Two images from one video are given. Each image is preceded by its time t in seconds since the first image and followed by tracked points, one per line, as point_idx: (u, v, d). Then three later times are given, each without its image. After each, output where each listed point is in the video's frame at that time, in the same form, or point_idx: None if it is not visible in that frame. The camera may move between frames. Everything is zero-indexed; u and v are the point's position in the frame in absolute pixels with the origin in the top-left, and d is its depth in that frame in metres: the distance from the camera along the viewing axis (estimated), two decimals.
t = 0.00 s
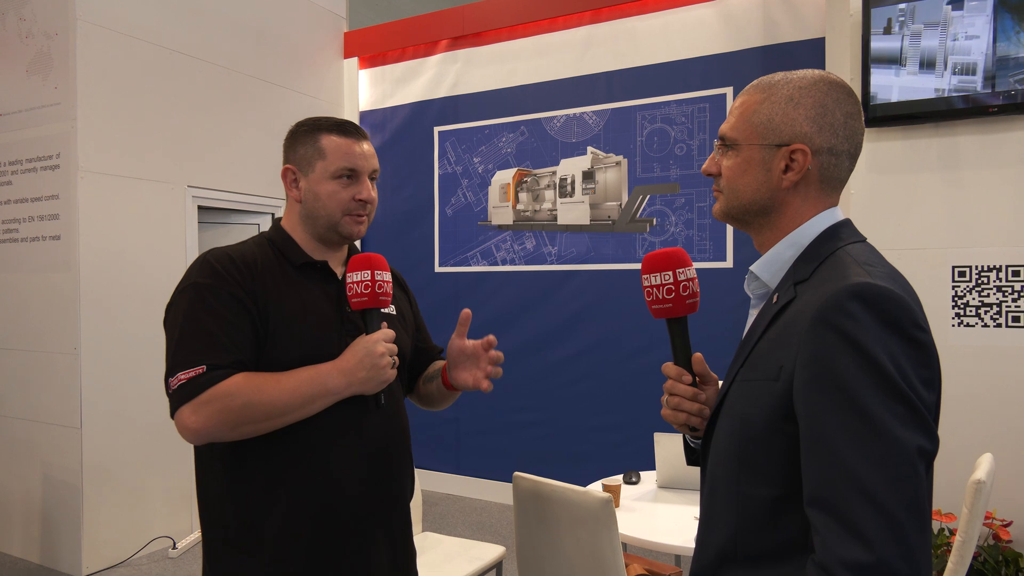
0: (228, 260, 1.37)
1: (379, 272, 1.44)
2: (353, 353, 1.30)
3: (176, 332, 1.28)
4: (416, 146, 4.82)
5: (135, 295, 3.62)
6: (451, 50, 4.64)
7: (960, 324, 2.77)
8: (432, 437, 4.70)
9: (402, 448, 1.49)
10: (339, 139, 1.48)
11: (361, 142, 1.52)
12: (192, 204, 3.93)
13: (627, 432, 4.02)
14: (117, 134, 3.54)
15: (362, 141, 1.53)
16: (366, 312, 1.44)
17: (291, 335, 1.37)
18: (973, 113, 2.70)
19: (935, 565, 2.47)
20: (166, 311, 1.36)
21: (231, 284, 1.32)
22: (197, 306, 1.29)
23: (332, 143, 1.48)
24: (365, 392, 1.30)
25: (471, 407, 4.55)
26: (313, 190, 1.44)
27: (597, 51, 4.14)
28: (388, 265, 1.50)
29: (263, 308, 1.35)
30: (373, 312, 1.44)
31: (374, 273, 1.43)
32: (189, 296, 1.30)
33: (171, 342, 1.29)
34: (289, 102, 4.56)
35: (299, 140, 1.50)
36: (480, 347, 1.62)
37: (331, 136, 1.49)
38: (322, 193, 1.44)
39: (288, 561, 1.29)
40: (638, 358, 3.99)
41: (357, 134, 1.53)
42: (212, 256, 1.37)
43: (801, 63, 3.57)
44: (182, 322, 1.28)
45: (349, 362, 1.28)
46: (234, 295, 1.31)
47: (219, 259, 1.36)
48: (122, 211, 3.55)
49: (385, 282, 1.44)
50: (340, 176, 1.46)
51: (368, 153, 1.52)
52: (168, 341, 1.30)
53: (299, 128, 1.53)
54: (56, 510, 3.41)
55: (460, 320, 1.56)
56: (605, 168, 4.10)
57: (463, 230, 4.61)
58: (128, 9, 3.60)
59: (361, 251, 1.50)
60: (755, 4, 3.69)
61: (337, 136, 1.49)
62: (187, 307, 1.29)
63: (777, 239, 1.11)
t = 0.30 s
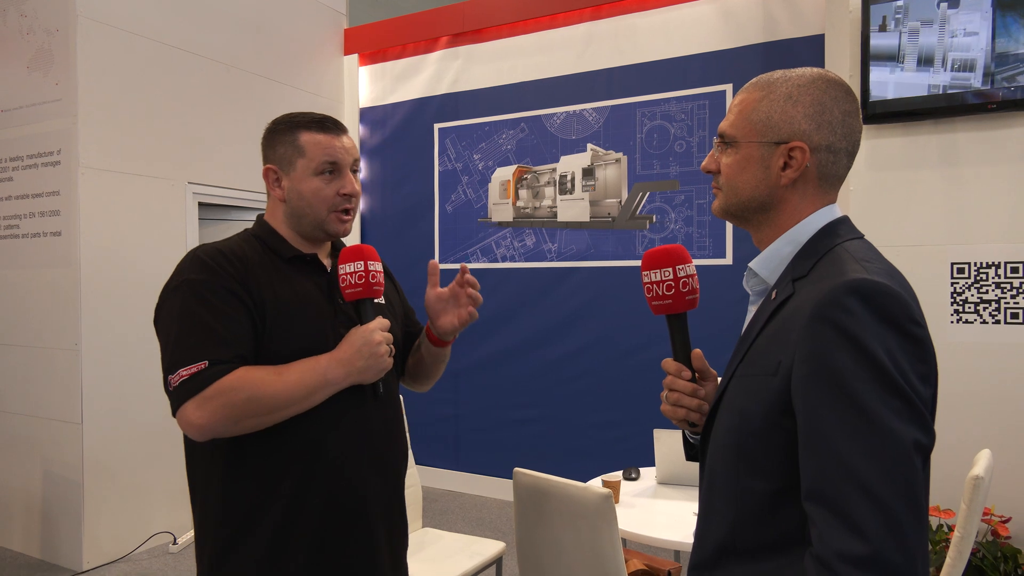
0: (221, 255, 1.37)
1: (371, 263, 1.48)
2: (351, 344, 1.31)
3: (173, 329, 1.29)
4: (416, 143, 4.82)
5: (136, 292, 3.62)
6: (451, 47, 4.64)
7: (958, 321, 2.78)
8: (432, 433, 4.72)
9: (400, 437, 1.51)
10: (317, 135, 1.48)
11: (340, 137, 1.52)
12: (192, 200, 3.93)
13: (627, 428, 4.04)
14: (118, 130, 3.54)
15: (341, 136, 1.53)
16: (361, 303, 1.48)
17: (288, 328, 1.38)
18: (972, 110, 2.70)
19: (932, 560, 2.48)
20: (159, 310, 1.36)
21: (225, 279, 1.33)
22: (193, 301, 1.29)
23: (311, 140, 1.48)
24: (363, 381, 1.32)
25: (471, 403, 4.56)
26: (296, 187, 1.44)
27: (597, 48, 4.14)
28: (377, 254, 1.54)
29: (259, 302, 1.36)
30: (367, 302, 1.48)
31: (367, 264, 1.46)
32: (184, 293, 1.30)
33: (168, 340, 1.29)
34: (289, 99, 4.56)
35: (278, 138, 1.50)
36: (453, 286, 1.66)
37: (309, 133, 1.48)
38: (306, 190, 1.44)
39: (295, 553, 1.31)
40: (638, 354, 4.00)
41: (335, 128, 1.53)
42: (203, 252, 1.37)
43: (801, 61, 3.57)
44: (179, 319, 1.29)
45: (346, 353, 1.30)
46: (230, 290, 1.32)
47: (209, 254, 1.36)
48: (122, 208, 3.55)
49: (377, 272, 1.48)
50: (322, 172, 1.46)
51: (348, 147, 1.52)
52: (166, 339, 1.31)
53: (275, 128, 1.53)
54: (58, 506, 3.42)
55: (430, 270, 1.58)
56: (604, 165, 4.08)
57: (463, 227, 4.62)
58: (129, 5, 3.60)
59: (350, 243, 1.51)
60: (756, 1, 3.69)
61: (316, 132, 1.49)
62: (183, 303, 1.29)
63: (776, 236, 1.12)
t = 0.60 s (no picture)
0: (222, 265, 1.32)
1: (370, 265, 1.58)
2: (359, 342, 1.36)
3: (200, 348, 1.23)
4: (419, 145, 4.83)
5: (140, 293, 3.64)
6: (454, 49, 4.65)
7: (960, 323, 2.78)
8: (434, 435, 4.72)
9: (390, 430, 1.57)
10: (323, 143, 1.50)
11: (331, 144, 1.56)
12: (195, 202, 3.95)
13: (629, 430, 4.04)
14: (122, 132, 3.56)
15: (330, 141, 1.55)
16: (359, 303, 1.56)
17: (292, 330, 1.40)
18: (973, 112, 2.71)
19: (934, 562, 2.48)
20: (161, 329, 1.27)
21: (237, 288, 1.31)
22: (214, 315, 1.24)
23: (318, 146, 1.49)
24: (375, 375, 1.38)
25: (473, 405, 4.57)
26: (313, 197, 1.45)
27: (599, 51, 4.16)
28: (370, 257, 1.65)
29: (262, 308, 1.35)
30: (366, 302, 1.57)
31: (367, 265, 1.56)
32: (204, 308, 1.25)
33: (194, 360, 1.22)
34: (291, 101, 4.57)
35: (285, 141, 1.44)
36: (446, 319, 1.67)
37: (317, 140, 1.49)
38: (320, 199, 1.47)
39: (304, 550, 1.35)
40: (640, 356, 4.01)
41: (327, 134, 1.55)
42: (199, 262, 1.31)
43: (803, 65, 3.58)
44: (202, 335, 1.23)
45: (358, 351, 1.35)
46: (242, 300, 1.30)
47: (208, 266, 1.30)
48: (126, 209, 3.57)
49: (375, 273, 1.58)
50: (327, 179, 1.49)
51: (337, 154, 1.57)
52: (185, 360, 1.23)
53: (263, 125, 1.46)
54: (61, 506, 3.43)
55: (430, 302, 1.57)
56: (606, 168, 4.11)
57: (465, 229, 4.63)
58: (133, 8, 3.62)
59: (346, 245, 1.61)
60: (757, 4, 3.70)
61: (319, 139, 1.50)
62: (204, 319, 1.24)
63: (773, 239, 1.13)
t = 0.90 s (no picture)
0: (232, 277, 1.31)
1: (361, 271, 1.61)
2: (360, 343, 1.41)
3: (241, 366, 1.22)
4: (420, 148, 4.84)
5: (141, 295, 3.65)
6: (455, 52, 4.67)
7: (959, 326, 2.79)
8: (435, 437, 4.73)
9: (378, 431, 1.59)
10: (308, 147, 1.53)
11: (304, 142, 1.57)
12: (196, 205, 3.96)
13: (629, 433, 4.04)
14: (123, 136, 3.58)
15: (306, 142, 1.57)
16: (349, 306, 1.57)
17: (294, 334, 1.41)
18: (972, 116, 2.72)
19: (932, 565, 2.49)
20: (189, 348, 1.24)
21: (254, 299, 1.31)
22: (251, 331, 1.25)
23: (303, 148, 1.50)
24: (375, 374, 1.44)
25: (473, 407, 4.58)
26: (303, 201, 1.48)
27: (599, 54, 4.17)
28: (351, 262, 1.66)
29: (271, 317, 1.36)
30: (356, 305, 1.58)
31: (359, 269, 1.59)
32: (239, 324, 1.24)
33: (235, 378, 1.21)
34: (292, 104, 4.59)
35: (280, 146, 1.44)
36: (399, 226, 3.01)
37: (304, 144, 1.51)
38: (308, 203, 1.50)
39: (309, 555, 1.36)
40: (640, 359, 4.01)
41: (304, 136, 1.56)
42: (211, 276, 1.29)
43: (803, 68, 3.59)
44: (240, 352, 1.22)
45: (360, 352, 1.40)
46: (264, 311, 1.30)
47: (223, 280, 1.29)
48: (127, 212, 3.58)
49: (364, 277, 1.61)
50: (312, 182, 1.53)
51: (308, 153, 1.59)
52: (223, 378, 1.22)
53: (253, 126, 1.42)
54: (61, 508, 3.44)
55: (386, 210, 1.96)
56: (606, 170, 4.13)
57: (466, 232, 4.64)
58: (135, 11, 3.64)
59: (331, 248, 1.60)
60: (757, 8, 3.71)
61: (304, 143, 1.52)
62: (239, 334, 1.23)
63: (769, 242, 1.14)
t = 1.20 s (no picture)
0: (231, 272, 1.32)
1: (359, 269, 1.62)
2: (355, 339, 1.44)
3: (244, 360, 1.22)
4: (419, 145, 4.85)
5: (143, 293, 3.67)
6: (454, 49, 4.67)
7: (958, 322, 2.79)
8: (435, 433, 4.74)
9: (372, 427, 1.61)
10: (288, 137, 1.48)
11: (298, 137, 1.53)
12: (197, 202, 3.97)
13: (628, 429, 4.06)
14: (123, 133, 3.58)
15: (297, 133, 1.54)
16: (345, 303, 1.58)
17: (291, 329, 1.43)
18: (972, 113, 2.72)
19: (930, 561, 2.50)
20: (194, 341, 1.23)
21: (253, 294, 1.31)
22: (251, 325, 1.25)
23: (283, 142, 1.47)
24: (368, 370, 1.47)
25: (473, 404, 4.59)
26: (273, 195, 1.44)
27: (599, 51, 4.17)
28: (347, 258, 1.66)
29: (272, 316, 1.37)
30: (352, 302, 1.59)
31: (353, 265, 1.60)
32: (240, 318, 1.24)
33: (239, 371, 1.21)
34: (292, 102, 4.59)
35: (244, 137, 1.42)
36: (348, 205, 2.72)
37: (280, 134, 1.47)
38: (283, 195, 1.46)
39: (307, 551, 1.38)
40: (639, 356, 4.02)
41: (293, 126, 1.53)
42: (210, 271, 1.29)
43: (803, 65, 3.59)
44: (243, 345, 1.22)
45: (356, 349, 1.43)
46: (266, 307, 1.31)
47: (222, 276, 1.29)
48: (128, 209, 3.59)
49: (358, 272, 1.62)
50: (293, 176, 1.48)
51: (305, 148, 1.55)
52: (225, 371, 1.21)
53: (224, 121, 1.44)
54: (63, 504, 3.46)
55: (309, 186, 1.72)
56: (605, 167, 4.12)
57: (466, 229, 4.65)
58: (134, 8, 3.64)
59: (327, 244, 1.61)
60: (757, 4, 3.71)
61: (283, 133, 1.48)
62: (240, 327, 1.23)
63: (765, 239, 1.14)
